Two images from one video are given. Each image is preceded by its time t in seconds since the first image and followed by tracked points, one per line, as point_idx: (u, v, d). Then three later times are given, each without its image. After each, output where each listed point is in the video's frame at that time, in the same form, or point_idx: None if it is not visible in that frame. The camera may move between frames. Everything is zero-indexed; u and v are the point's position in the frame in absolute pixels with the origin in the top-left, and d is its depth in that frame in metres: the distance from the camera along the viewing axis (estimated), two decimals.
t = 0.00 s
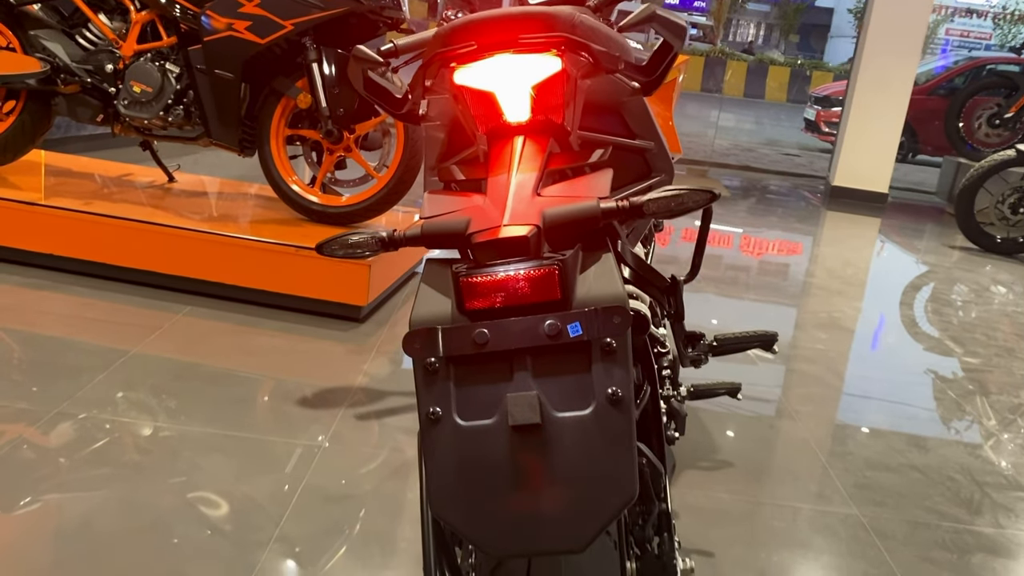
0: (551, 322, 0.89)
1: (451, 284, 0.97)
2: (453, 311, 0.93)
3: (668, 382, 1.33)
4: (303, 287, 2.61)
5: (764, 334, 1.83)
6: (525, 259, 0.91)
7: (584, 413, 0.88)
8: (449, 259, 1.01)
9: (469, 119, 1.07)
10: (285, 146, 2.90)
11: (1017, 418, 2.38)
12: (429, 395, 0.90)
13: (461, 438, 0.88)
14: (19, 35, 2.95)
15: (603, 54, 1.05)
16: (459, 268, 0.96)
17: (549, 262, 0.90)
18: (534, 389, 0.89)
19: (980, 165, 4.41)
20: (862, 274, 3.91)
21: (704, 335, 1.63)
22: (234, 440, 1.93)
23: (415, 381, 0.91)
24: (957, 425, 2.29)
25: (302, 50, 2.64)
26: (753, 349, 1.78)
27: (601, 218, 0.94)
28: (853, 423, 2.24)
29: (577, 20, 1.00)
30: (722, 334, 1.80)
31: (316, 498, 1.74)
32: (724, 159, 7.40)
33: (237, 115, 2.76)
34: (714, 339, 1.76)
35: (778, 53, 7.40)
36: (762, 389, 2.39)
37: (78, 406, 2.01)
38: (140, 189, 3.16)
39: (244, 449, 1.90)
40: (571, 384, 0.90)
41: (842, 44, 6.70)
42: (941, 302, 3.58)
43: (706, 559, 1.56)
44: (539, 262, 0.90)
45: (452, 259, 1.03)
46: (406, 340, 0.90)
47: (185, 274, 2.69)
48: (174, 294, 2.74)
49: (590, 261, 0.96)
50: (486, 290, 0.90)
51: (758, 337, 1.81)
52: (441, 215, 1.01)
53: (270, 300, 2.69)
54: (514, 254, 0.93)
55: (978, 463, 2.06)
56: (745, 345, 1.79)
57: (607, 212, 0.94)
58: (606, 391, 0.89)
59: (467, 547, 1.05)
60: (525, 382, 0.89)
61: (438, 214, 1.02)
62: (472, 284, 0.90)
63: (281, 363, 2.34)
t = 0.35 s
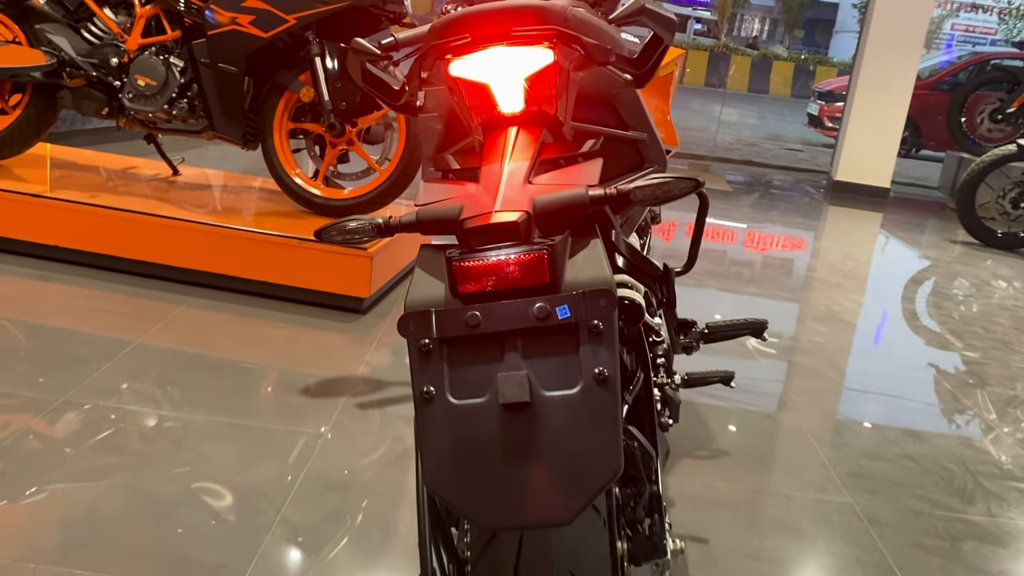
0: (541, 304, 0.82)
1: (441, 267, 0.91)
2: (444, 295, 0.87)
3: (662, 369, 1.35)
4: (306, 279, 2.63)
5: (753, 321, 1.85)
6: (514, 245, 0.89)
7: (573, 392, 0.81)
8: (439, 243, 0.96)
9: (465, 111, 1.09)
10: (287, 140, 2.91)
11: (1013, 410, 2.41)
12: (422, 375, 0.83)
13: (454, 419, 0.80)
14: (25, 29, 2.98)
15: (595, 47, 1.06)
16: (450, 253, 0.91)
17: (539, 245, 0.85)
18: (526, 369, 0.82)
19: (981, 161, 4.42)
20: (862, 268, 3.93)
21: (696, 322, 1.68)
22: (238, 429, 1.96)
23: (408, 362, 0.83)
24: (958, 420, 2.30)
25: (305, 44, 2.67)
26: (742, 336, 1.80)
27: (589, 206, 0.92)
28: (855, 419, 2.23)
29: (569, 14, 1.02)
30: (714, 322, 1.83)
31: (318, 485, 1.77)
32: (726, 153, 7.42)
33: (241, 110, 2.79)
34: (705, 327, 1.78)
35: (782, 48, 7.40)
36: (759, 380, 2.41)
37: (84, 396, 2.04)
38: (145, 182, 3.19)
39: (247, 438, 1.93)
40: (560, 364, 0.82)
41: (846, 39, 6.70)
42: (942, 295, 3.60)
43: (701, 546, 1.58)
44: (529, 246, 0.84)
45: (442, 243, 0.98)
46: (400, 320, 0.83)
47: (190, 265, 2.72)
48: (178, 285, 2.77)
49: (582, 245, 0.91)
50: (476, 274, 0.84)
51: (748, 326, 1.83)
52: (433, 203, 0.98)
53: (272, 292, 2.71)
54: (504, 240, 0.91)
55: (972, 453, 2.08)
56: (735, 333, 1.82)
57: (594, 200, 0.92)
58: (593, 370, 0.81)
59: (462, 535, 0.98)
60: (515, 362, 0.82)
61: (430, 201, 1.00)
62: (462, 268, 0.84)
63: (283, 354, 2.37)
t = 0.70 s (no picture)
0: (537, 291, 0.86)
1: (443, 254, 0.94)
2: (445, 281, 0.90)
3: (659, 359, 1.38)
4: (313, 271, 2.68)
5: (747, 311, 1.89)
6: (512, 233, 0.92)
7: (565, 373, 0.84)
8: (441, 232, 0.99)
9: (467, 108, 1.13)
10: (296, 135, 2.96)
11: (1011, 403, 2.44)
12: (424, 356, 0.87)
13: (454, 398, 0.84)
14: (38, 25, 3.02)
15: (591, 45, 1.08)
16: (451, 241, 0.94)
17: (535, 234, 0.88)
18: (522, 351, 0.85)
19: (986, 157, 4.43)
20: (865, 263, 3.96)
21: (691, 313, 1.74)
22: (247, 417, 2.01)
23: (411, 344, 0.87)
24: (962, 416, 2.31)
25: (313, 40, 2.70)
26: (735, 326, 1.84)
27: (584, 197, 0.95)
28: (856, 416, 2.24)
29: (566, 14, 1.06)
30: (708, 313, 1.87)
31: (326, 471, 1.81)
32: (732, 149, 7.44)
33: (250, 104, 2.83)
34: (699, 317, 1.82)
35: (789, 42, 7.44)
36: (759, 372, 2.45)
37: (97, 386, 2.09)
38: (155, 176, 3.24)
39: (255, 426, 1.97)
40: (554, 347, 0.85)
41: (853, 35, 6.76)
42: (945, 291, 3.62)
43: (698, 532, 1.62)
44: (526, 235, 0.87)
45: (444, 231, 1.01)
46: (404, 305, 0.87)
47: (199, 257, 2.76)
48: (188, 277, 2.82)
49: (576, 235, 0.94)
50: (476, 262, 0.87)
51: (741, 316, 1.87)
52: (436, 194, 1.01)
53: (280, 284, 2.76)
54: (502, 229, 0.94)
55: (969, 445, 2.11)
56: (729, 323, 1.86)
57: (589, 191, 0.95)
58: (585, 353, 0.85)
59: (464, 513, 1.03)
60: (512, 346, 0.86)
61: (433, 192, 1.03)
62: (462, 256, 0.87)
63: (290, 345, 2.41)
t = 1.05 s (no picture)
0: (535, 273, 0.90)
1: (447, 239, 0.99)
2: (449, 265, 0.94)
3: (658, 346, 1.43)
4: (322, 263, 2.73)
5: (741, 298, 1.96)
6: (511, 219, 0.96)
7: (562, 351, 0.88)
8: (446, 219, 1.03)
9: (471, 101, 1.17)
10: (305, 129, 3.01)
11: (1009, 396, 2.47)
12: (428, 334, 0.91)
13: (457, 374, 0.89)
14: (53, 20, 3.08)
15: (589, 41, 1.13)
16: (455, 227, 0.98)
17: (534, 220, 0.92)
18: (521, 330, 0.90)
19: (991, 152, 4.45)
20: (869, 259, 3.98)
21: (687, 300, 1.75)
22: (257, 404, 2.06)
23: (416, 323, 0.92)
24: (966, 411, 2.32)
25: (323, 35, 2.75)
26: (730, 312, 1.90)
27: (580, 185, 0.99)
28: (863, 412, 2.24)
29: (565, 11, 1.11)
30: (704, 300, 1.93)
31: (334, 454, 1.87)
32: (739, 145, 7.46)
33: (260, 98, 2.88)
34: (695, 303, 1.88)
35: (797, 39, 7.44)
36: (760, 364, 2.49)
37: (111, 374, 2.14)
38: (168, 169, 3.30)
39: (266, 412, 2.02)
40: (551, 327, 0.90)
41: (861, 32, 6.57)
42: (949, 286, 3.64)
43: (696, 516, 1.67)
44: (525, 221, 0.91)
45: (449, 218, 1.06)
46: (410, 287, 0.92)
47: (210, 249, 2.82)
48: (199, 268, 2.87)
49: (573, 222, 0.98)
50: (478, 246, 0.91)
51: (735, 302, 1.94)
52: (440, 183, 1.05)
53: (290, 275, 2.81)
54: (503, 215, 0.98)
55: (966, 436, 2.15)
56: (724, 309, 1.92)
57: (585, 179, 0.99)
58: (580, 332, 0.89)
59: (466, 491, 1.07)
60: (512, 325, 0.90)
61: (438, 181, 1.08)
62: (465, 240, 0.92)
63: (299, 335, 2.46)
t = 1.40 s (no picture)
0: (526, 258, 0.93)
1: (443, 226, 1.02)
2: (444, 249, 0.98)
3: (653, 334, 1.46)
4: (328, 255, 2.77)
5: (732, 286, 2.00)
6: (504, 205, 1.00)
7: (551, 332, 0.92)
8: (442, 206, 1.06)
9: (468, 94, 1.20)
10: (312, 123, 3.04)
11: (1007, 389, 2.50)
12: (424, 315, 0.94)
13: (452, 354, 0.93)
14: (65, 16, 3.13)
15: (581, 36, 1.17)
16: (451, 213, 1.02)
17: (525, 207, 0.95)
18: (512, 312, 0.93)
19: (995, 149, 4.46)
20: (872, 254, 4.00)
21: (679, 288, 1.80)
22: (264, 392, 2.10)
23: (413, 305, 0.95)
24: (970, 407, 2.34)
25: (329, 31, 2.79)
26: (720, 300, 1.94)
27: (570, 174, 1.02)
28: (869, 408, 2.25)
29: (559, 7, 1.14)
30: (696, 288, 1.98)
31: (339, 441, 1.91)
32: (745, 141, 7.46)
33: (268, 93, 2.92)
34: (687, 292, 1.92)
35: (805, 36, 7.36)
36: (760, 356, 2.52)
37: (121, 363, 2.19)
38: (177, 163, 3.35)
39: (272, 401, 2.07)
40: (540, 308, 0.93)
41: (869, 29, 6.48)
42: (952, 282, 3.66)
43: (692, 502, 1.70)
44: (517, 208, 0.95)
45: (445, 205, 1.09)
46: (407, 270, 0.95)
47: (218, 241, 2.86)
48: (208, 261, 2.92)
49: (563, 209, 1.01)
50: (471, 231, 0.95)
51: (727, 290, 1.98)
52: (437, 171, 1.09)
53: (296, 267, 2.85)
54: (495, 201, 1.01)
55: (962, 428, 2.17)
56: (715, 297, 1.96)
57: (575, 168, 1.02)
58: (568, 314, 0.92)
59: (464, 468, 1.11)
60: (504, 307, 0.94)
61: (435, 168, 1.11)
62: (459, 226, 0.95)
63: (305, 326, 2.50)
